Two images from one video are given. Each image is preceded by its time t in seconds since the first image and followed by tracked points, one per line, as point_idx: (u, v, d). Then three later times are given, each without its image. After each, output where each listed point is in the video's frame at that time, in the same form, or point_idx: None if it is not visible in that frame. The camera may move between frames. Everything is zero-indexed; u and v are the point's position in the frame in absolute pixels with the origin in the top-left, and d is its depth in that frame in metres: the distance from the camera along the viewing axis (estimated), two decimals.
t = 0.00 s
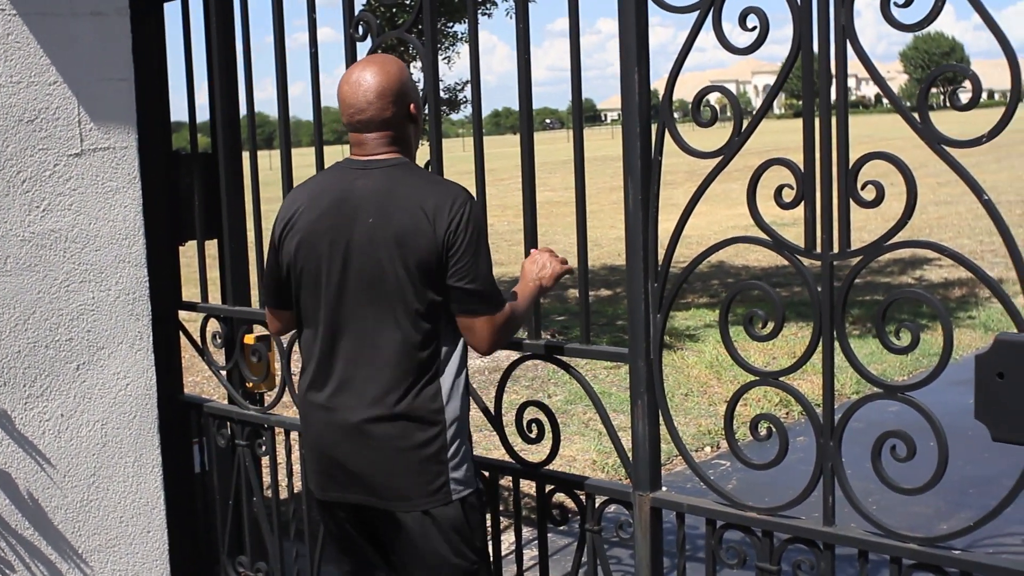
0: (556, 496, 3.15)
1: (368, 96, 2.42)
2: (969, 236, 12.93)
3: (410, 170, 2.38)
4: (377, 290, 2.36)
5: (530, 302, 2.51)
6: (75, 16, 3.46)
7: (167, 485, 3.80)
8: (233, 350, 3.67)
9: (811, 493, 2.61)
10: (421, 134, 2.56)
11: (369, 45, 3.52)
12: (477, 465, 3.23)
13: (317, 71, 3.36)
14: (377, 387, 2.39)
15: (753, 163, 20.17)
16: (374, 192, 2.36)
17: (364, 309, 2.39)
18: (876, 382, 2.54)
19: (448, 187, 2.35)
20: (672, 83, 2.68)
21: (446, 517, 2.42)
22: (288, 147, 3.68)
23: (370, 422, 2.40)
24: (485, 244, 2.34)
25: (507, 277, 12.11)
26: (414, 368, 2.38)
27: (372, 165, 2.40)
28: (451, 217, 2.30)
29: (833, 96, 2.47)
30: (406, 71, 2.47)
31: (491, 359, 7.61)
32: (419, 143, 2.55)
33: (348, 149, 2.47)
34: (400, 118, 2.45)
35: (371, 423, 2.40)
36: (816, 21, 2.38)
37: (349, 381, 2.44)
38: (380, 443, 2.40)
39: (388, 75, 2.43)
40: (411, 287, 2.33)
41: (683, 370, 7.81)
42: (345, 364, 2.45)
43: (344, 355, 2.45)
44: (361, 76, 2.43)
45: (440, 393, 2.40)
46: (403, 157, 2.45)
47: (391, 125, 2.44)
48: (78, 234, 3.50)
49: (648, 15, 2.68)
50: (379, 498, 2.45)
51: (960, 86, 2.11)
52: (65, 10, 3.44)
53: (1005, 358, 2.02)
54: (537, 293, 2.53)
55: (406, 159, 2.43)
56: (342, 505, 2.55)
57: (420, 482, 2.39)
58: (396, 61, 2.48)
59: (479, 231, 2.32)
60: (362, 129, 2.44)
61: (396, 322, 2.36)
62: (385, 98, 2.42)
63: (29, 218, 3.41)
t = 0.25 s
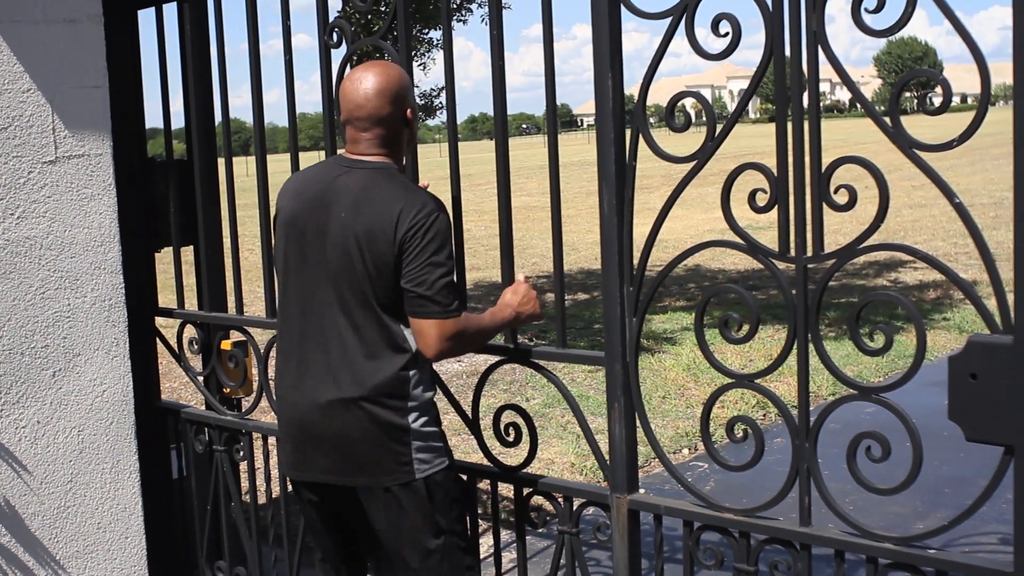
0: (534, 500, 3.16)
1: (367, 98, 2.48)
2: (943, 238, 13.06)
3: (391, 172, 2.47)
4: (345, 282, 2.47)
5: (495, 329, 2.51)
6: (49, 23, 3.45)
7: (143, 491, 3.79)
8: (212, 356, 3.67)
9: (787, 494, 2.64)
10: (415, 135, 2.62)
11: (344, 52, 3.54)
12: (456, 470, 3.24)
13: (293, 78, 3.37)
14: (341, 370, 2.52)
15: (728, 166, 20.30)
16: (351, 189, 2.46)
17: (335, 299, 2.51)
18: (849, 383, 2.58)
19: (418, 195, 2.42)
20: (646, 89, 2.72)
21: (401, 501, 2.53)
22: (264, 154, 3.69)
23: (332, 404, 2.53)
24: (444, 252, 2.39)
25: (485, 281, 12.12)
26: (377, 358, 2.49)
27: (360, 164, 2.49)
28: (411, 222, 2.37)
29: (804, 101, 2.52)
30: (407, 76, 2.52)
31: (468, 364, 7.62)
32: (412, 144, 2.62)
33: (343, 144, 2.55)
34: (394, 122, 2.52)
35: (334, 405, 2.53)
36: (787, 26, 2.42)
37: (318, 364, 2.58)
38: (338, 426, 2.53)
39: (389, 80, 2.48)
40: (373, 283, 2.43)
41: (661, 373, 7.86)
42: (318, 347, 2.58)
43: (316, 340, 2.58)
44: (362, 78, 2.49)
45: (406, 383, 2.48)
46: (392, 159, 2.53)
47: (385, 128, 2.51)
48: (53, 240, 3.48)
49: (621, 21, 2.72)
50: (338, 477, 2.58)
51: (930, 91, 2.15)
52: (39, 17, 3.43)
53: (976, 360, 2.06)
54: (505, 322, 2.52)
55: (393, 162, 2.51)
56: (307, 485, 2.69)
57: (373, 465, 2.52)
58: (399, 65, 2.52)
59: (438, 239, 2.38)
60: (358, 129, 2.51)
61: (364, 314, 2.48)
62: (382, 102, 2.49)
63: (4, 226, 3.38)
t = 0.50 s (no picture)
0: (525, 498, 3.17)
1: (379, 94, 2.48)
2: (935, 240, 13.10)
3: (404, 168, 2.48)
4: (354, 273, 2.48)
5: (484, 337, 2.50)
6: (43, 18, 3.44)
7: (135, 488, 3.79)
8: (204, 353, 3.67)
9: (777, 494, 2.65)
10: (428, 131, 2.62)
11: (338, 49, 3.54)
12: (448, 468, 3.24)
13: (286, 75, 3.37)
14: (349, 361, 2.54)
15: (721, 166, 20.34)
16: (364, 181, 2.47)
17: (343, 290, 2.52)
18: (840, 383, 2.59)
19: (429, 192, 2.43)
20: (639, 89, 2.73)
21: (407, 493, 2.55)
22: (258, 150, 3.69)
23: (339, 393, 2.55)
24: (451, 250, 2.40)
25: (477, 280, 12.13)
26: (387, 351, 2.50)
27: (372, 159, 2.50)
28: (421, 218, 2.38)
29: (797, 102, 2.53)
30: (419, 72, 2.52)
31: (461, 362, 7.63)
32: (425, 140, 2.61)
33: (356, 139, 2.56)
34: (406, 118, 2.52)
35: (343, 395, 2.54)
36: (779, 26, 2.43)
37: (326, 355, 2.59)
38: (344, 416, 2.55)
39: (401, 76, 2.48)
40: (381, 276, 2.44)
41: (653, 372, 7.88)
42: (325, 338, 2.59)
43: (325, 330, 2.59)
44: (375, 74, 2.49)
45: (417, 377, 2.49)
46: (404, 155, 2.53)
47: (396, 123, 2.51)
48: (47, 236, 3.48)
49: (614, 20, 2.73)
50: (344, 467, 2.59)
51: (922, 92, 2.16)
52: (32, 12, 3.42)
53: (968, 359, 2.07)
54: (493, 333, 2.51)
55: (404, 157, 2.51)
56: (310, 472, 2.70)
57: (375, 455, 2.53)
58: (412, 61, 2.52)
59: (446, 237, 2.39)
60: (370, 125, 2.52)
61: (374, 308, 2.49)
62: (393, 98, 2.48)
63: None
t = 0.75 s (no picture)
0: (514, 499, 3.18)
1: (380, 94, 2.49)
2: (922, 241, 13.16)
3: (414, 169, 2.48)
4: (374, 275, 2.48)
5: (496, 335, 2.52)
6: (31, 20, 3.43)
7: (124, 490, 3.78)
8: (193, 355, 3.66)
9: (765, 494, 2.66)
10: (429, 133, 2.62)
11: (327, 51, 3.55)
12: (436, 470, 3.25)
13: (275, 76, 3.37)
14: (368, 364, 2.52)
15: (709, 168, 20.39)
16: (376, 184, 2.46)
17: (361, 293, 2.51)
18: (827, 384, 2.61)
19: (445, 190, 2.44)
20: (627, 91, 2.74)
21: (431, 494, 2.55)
22: (247, 152, 3.69)
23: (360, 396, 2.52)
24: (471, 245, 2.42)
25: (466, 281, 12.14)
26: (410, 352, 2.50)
27: (378, 161, 2.49)
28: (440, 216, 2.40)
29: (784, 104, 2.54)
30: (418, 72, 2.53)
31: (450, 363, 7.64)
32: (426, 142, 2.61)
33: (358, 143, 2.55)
34: (408, 118, 2.52)
35: (367, 399, 2.51)
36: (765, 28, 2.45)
37: (341, 359, 2.56)
38: (365, 419, 2.52)
39: (401, 76, 2.48)
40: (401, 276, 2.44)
41: (642, 373, 7.90)
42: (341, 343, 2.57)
43: (340, 335, 2.57)
44: (375, 75, 2.49)
45: (439, 377, 2.51)
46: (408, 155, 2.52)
47: (398, 123, 2.51)
48: (35, 238, 3.47)
49: (602, 22, 2.74)
50: (368, 470, 2.55)
51: (909, 94, 2.16)
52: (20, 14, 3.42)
53: (954, 360, 2.09)
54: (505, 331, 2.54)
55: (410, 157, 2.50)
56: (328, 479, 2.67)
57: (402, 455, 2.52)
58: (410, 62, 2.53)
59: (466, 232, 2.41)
60: (372, 126, 2.51)
61: (395, 310, 2.49)
62: (394, 98, 2.49)
63: None
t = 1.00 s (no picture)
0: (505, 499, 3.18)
1: (391, 91, 2.45)
2: (912, 241, 13.20)
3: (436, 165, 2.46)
4: (403, 274, 2.44)
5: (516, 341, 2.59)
6: (22, 19, 3.42)
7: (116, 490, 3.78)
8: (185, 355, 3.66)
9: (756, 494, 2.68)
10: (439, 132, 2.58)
11: (319, 50, 3.55)
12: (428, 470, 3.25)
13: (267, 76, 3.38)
14: (399, 366, 2.48)
15: (701, 168, 20.44)
16: (399, 183, 2.42)
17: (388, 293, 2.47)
18: (818, 385, 2.62)
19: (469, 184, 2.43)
20: (618, 91, 2.75)
21: (462, 492, 2.53)
22: (238, 151, 3.69)
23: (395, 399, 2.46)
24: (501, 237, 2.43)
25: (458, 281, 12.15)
26: (437, 349, 2.47)
27: (394, 160, 2.45)
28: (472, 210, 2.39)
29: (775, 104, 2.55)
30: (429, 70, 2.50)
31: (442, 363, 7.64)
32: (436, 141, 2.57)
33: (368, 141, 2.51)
34: (419, 116, 2.48)
35: (401, 400, 2.45)
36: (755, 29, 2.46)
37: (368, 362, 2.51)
38: (400, 422, 2.46)
39: (412, 73, 2.45)
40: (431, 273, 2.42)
41: (634, 373, 7.91)
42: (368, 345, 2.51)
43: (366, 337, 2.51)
44: (386, 72, 2.46)
45: (468, 373, 2.50)
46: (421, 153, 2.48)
47: (409, 121, 2.47)
48: (26, 238, 3.47)
49: (594, 22, 2.75)
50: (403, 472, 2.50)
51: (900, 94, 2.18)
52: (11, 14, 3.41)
53: (944, 361, 2.10)
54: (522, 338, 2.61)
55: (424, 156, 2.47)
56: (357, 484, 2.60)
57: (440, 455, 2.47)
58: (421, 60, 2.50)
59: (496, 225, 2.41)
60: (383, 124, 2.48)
61: (423, 308, 2.46)
62: (406, 95, 2.45)
63: None
